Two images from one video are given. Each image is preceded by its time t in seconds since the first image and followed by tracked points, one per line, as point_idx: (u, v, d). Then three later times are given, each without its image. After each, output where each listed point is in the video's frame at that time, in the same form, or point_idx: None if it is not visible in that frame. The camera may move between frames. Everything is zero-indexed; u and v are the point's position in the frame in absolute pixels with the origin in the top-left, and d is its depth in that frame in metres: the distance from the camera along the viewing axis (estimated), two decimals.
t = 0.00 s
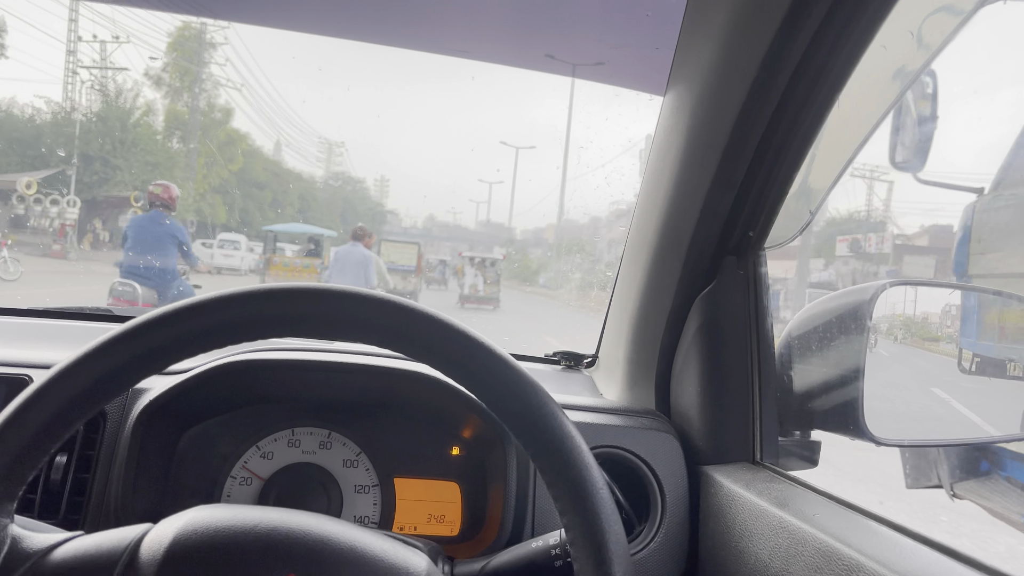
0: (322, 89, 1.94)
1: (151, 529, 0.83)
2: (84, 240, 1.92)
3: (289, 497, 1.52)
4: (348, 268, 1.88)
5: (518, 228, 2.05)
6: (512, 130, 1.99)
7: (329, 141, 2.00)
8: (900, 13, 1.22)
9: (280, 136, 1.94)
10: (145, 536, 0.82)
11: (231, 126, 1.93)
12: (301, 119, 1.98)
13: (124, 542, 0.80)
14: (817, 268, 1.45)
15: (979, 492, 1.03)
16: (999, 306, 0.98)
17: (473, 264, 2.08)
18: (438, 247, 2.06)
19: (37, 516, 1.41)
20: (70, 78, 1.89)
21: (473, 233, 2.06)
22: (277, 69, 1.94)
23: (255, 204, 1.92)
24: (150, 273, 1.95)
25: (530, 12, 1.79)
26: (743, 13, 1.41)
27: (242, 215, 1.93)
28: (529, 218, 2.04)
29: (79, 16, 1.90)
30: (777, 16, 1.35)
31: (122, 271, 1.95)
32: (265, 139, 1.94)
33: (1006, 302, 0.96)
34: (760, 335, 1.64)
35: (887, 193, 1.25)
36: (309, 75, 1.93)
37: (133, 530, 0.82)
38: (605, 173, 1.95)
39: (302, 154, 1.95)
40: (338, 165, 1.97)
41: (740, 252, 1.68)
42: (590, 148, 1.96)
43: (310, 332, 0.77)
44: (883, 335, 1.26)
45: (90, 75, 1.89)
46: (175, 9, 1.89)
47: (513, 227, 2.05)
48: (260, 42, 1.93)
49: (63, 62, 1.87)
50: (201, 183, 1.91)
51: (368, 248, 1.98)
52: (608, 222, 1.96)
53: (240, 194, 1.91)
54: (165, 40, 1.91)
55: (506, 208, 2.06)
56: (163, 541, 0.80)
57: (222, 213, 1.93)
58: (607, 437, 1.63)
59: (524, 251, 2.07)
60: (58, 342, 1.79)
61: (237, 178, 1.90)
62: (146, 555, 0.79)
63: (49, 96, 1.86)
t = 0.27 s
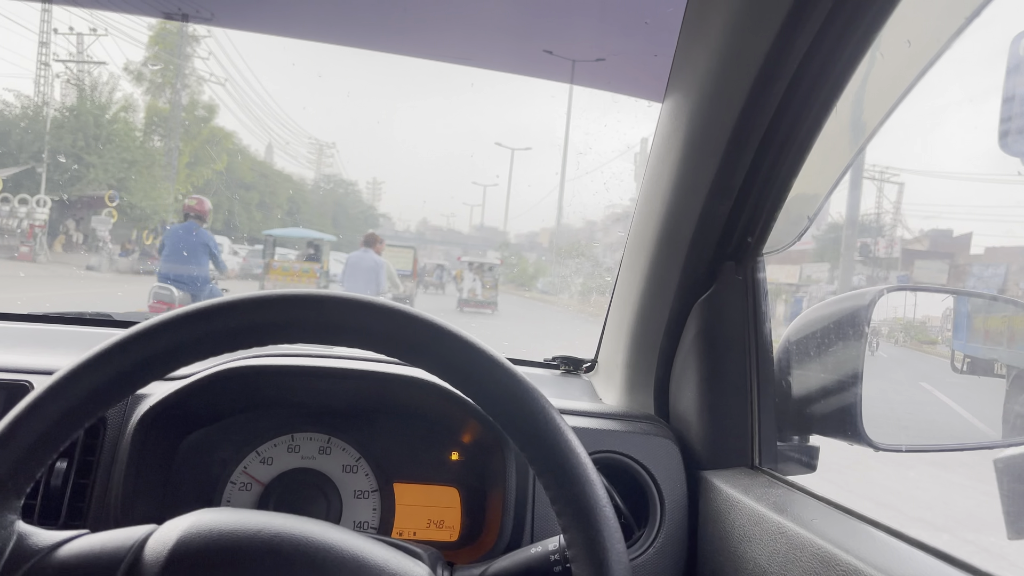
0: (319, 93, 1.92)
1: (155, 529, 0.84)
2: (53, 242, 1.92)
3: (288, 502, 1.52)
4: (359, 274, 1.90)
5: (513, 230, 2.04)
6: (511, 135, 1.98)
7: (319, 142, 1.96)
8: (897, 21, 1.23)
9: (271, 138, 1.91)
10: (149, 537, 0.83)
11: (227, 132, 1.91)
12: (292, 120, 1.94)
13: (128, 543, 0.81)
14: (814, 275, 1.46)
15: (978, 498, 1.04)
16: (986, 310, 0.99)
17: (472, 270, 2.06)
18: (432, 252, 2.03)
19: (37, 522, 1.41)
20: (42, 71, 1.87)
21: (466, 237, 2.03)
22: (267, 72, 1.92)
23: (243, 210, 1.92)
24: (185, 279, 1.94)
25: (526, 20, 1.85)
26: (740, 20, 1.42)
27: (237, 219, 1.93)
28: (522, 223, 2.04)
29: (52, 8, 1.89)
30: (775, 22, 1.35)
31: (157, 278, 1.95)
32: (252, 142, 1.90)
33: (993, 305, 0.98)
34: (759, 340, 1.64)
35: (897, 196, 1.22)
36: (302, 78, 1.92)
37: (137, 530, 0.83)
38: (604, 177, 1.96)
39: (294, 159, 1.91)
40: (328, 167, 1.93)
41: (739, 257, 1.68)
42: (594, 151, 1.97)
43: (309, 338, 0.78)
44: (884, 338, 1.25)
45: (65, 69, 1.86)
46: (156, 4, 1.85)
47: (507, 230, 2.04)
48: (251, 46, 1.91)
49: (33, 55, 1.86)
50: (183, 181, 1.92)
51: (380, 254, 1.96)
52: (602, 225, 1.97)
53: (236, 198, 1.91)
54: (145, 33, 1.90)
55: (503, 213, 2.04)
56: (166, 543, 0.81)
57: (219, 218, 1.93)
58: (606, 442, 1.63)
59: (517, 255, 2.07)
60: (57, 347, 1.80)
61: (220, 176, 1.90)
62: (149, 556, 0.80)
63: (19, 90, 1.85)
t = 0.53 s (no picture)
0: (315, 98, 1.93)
1: (160, 532, 0.85)
2: (21, 242, 1.91)
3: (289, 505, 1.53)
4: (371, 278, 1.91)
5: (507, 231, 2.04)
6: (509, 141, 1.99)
7: (308, 142, 1.97)
8: (890, 30, 1.25)
9: (262, 139, 1.91)
10: (153, 539, 0.84)
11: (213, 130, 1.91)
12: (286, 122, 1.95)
13: (133, 545, 0.82)
14: (808, 280, 1.48)
15: (973, 501, 1.05)
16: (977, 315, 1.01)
17: (468, 273, 2.08)
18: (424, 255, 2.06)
19: (41, 525, 1.42)
20: (12, 60, 1.85)
21: (459, 241, 2.05)
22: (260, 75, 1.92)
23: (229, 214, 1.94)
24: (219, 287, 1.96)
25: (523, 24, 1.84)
26: (736, 29, 1.44)
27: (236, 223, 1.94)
28: (515, 227, 2.04)
29: None
30: (771, 31, 1.38)
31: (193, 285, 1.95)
32: (244, 143, 1.89)
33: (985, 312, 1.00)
34: (756, 344, 1.66)
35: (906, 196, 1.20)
36: (296, 81, 1.91)
37: (141, 533, 0.84)
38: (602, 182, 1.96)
39: (284, 158, 1.92)
40: (318, 168, 1.95)
41: (736, 262, 1.70)
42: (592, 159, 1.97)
43: (312, 342, 0.79)
44: (885, 343, 1.25)
45: (38, 60, 1.85)
46: None
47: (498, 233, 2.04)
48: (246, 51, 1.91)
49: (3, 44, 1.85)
50: (162, 182, 1.90)
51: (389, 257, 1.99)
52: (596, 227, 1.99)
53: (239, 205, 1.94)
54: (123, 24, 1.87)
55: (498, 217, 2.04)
56: (171, 545, 0.82)
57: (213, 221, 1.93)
58: (605, 445, 1.65)
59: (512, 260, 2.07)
60: (60, 352, 1.81)
61: (203, 175, 1.89)
62: (154, 557, 0.81)
63: None
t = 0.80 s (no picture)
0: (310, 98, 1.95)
1: (161, 534, 0.84)
2: None
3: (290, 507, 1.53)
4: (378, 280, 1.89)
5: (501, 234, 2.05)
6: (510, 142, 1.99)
7: (299, 141, 2.00)
8: (894, 31, 1.25)
9: (253, 140, 1.94)
10: (154, 539, 0.83)
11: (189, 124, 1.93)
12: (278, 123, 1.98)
13: (133, 546, 0.81)
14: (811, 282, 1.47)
15: (976, 505, 1.04)
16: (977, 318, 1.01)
17: (465, 274, 2.08)
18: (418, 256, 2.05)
19: (40, 526, 1.42)
20: None
21: (454, 242, 2.07)
22: (252, 75, 1.92)
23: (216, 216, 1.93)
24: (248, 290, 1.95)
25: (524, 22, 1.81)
26: (740, 30, 1.44)
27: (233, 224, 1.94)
28: (511, 228, 2.05)
29: None
30: (776, 31, 1.37)
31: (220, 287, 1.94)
32: (232, 145, 1.92)
33: (978, 315, 1.01)
34: (759, 347, 1.65)
35: (924, 195, 1.17)
36: (291, 83, 1.93)
37: (141, 535, 0.83)
38: (605, 182, 1.94)
39: (269, 156, 1.95)
40: (308, 168, 1.97)
41: (739, 264, 1.69)
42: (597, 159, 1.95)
43: (316, 342, 0.79)
44: (891, 346, 1.24)
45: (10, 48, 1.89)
46: None
47: (492, 235, 2.06)
48: (236, 50, 1.92)
49: None
50: (141, 178, 1.91)
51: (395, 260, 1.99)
52: (592, 221, 1.98)
53: (239, 208, 1.94)
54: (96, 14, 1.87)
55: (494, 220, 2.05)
56: (172, 547, 0.81)
57: (210, 222, 1.93)
58: (607, 448, 1.64)
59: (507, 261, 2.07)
60: (61, 353, 1.81)
61: (185, 171, 1.91)
62: (155, 558, 0.80)
63: None
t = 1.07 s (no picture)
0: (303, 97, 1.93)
1: (159, 538, 0.82)
2: None
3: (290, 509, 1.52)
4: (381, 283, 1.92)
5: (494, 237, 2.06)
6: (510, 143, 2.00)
7: (289, 137, 1.98)
8: (899, 31, 1.24)
9: (244, 138, 1.90)
10: (152, 544, 0.81)
11: (179, 123, 1.89)
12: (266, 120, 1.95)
13: (132, 552, 0.79)
14: (813, 283, 1.47)
15: (980, 507, 1.04)
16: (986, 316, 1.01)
17: (460, 276, 2.07)
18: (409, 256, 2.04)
19: (40, 528, 1.41)
20: None
21: (447, 243, 2.06)
22: (242, 75, 1.89)
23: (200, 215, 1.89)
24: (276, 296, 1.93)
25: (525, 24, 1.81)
26: (743, 29, 1.43)
27: (228, 227, 1.92)
28: (503, 232, 2.04)
29: None
30: (779, 30, 1.37)
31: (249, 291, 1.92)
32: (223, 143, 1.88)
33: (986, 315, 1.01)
34: (761, 349, 1.65)
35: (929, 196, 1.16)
36: (286, 82, 1.90)
37: (139, 539, 0.81)
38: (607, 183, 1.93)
39: (260, 157, 1.90)
40: (296, 166, 1.95)
41: (742, 265, 1.68)
42: (596, 162, 1.95)
43: (317, 346, 0.78)
44: (894, 349, 1.23)
45: None
46: None
47: (487, 237, 2.06)
48: (225, 47, 1.88)
49: None
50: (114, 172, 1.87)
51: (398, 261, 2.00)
52: (587, 220, 1.97)
53: (234, 210, 1.91)
54: None
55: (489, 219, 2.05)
56: (171, 551, 0.80)
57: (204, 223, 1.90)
58: (609, 450, 1.63)
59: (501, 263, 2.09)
60: (61, 355, 1.80)
61: (165, 165, 1.86)
62: (154, 564, 0.79)
63: None
